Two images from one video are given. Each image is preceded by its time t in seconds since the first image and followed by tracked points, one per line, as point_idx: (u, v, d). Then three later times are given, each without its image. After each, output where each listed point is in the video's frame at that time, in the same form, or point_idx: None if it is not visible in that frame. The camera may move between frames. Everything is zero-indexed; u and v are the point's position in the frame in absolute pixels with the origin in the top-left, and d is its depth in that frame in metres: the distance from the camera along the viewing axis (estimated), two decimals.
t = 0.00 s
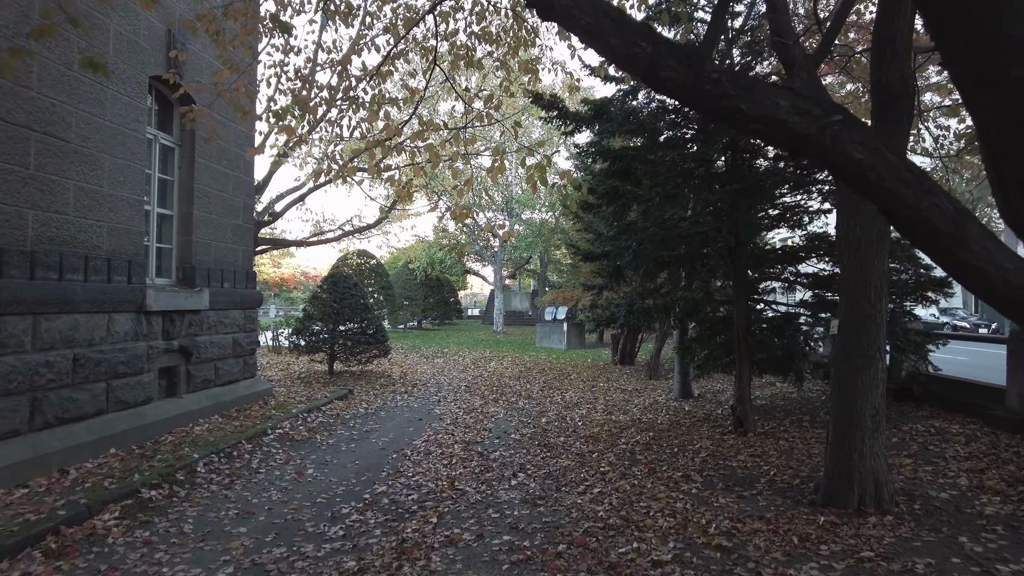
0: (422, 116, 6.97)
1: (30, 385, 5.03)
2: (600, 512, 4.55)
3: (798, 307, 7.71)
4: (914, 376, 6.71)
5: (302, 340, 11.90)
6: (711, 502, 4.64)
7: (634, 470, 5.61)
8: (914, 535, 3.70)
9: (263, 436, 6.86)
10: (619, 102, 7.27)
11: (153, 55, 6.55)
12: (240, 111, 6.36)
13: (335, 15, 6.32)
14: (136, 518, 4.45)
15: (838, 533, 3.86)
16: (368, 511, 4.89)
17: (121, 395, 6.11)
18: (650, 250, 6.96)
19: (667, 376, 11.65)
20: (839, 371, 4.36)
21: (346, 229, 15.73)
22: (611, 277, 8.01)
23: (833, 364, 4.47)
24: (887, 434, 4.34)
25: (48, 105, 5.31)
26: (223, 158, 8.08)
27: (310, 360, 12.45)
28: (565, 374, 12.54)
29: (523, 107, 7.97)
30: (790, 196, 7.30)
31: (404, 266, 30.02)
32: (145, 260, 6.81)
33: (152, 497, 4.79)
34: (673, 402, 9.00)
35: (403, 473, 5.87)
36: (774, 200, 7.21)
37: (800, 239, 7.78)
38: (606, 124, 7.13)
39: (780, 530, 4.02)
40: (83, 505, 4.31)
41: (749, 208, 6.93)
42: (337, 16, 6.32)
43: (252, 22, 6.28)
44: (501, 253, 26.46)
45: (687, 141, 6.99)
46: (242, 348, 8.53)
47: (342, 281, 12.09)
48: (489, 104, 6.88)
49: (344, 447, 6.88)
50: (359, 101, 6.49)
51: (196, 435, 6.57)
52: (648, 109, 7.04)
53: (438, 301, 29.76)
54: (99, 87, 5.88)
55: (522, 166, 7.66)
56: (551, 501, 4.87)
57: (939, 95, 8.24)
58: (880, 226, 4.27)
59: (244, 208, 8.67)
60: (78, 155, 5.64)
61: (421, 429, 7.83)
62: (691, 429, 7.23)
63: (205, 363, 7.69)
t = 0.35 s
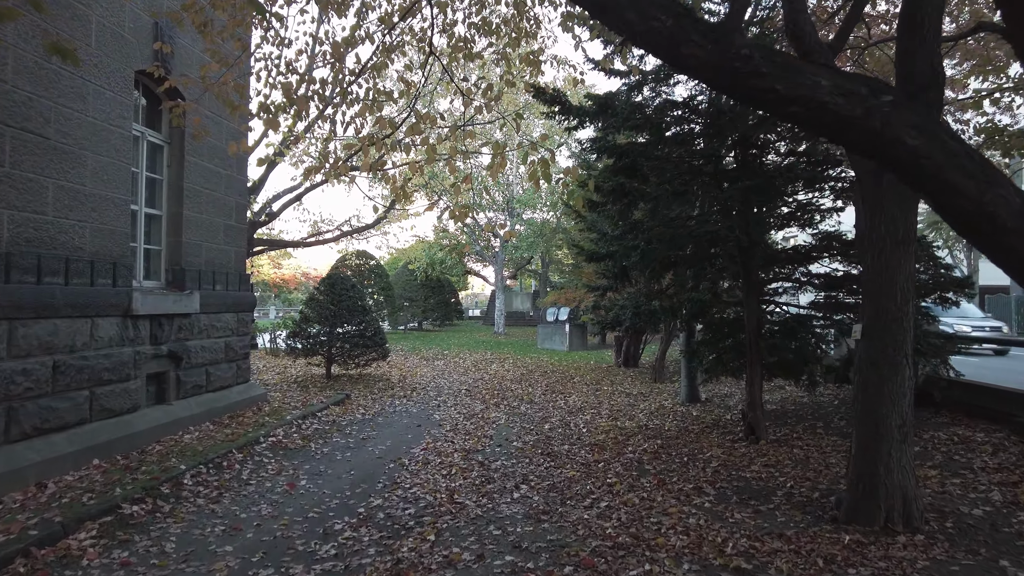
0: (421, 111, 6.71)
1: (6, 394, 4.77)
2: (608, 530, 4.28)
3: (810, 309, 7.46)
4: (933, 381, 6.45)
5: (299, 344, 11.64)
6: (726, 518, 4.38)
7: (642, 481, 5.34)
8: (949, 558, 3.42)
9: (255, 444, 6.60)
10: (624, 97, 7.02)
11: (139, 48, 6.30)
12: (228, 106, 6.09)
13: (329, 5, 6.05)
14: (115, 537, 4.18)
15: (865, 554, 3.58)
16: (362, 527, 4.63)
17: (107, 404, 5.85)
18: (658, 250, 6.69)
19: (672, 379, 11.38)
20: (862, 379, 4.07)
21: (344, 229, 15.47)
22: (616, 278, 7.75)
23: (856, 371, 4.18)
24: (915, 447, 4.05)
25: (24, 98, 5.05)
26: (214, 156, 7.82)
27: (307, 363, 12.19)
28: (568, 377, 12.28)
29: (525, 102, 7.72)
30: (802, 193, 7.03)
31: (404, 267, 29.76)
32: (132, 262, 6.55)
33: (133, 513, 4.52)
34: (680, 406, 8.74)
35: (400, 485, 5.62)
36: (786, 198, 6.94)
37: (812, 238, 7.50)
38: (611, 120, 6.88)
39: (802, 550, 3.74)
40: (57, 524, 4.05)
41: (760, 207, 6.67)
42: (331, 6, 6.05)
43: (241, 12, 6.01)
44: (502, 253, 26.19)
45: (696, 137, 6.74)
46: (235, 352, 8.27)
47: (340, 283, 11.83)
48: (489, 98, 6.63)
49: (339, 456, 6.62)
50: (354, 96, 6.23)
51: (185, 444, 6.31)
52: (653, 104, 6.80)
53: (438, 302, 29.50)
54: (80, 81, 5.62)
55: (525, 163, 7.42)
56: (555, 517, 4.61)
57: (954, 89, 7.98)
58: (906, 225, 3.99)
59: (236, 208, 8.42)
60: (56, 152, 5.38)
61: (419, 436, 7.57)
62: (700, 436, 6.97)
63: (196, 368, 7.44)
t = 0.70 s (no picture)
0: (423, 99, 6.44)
1: None
2: (624, 540, 4.01)
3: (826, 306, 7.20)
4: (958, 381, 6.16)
5: (297, 343, 11.35)
6: (749, 528, 4.09)
7: (656, 487, 5.06)
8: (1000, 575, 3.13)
9: (249, 447, 6.31)
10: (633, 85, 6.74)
11: (128, 32, 6.04)
12: (220, 92, 5.82)
13: None
14: (94, 548, 3.89)
15: (907, 569, 3.30)
16: (361, 536, 4.34)
17: (93, 405, 5.58)
18: (671, 245, 6.41)
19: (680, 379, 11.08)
20: (896, 380, 3.79)
21: (345, 227, 15.19)
22: (625, 275, 7.47)
23: (888, 371, 3.90)
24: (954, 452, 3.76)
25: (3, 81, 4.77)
26: (206, 146, 7.57)
27: (306, 363, 11.91)
28: (572, 377, 11.99)
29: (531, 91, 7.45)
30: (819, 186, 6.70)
31: (405, 266, 29.48)
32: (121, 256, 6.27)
33: (116, 521, 4.24)
34: (690, 408, 8.46)
35: (401, 491, 5.34)
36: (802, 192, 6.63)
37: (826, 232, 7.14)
38: (621, 109, 6.60)
39: (836, 564, 3.46)
40: (32, 534, 3.76)
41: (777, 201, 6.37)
42: None
43: None
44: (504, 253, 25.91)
45: (708, 128, 6.46)
46: (230, 351, 7.99)
47: (339, 281, 11.55)
48: (494, 86, 6.35)
49: (337, 460, 6.34)
50: (352, 82, 5.95)
51: (176, 447, 6.03)
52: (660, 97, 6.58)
53: (439, 302, 29.21)
54: (64, 65, 5.34)
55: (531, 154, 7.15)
56: (566, 526, 4.33)
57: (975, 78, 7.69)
58: (944, 214, 3.70)
59: (231, 201, 8.17)
60: (38, 139, 5.10)
61: (421, 439, 7.28)
62: (713, 438, 6.68)
63: (189, 367, 7.16)
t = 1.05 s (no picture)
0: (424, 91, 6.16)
1: None
2: (638, 563, 3.73)
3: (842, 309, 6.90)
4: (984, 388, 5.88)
5: (294, 345, 11.07)
6: (773, 549, 3.81)
7: (670, 502, 4.78)
8: None
9: (241, 456, 6.04)
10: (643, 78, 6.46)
11: (115, 20, 5.77)
12: (210, 84, 5.54)
13: None
14: (67, 571, 3.61)
15: None
16: (356, 557, 4.06)
17: (76, 412, 5.29)
18: (683, 245, 6.13)
19: (687, 383, 10.80)
20: (934, 392, 3.50)
21: (344, 226, 14.91)
22: (634, 276, 7.19)
23: (924, 382, 3.61)
24: (997, 470, 3.47)
25: None
26: (198, 141, 7.29)
27: (303, 365, 11.63)
28: (576, 380, 11.72)
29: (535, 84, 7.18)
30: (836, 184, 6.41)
31: (405, 266, 29.20)
32: (106, 256, 5.99)
33: (94, 541, 3.95)
34: (699, 414, 8.17)
35: (399, 505, 5.05)
36: (818, 190, 6.34)
37: (842, 232, 6.85)
38: (631, 104, 6.32)
39: None
40: None
41: (794, 199, 6.08)
42: None
43: None
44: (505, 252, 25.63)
45: (722, 123, 6.17)
46: (222, 354, 7.71)
47: (337, 281, 11.28)
48: (499, 78, 6.07)
49: (332, 470, 6.06)
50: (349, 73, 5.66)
51: (164, 456, 5.75)
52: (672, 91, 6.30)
53: (439, 302, 28.97)
54: (44, 55, 5.06)
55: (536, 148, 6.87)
56: (575, 546, 4.05)
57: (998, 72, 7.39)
58: (987, 213, 3.42)
59: (224, 199, 7.89)
60: (15, 132, 4.82)
61: (421, 447, 6.99)
62: (726, 447, 6.40)
63: (179, 371, 6.88)
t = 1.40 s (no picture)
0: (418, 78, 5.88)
1: None
2: None
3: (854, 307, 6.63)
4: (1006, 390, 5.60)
5: (287, 346, 10.78)
6: (793, 566, 3.53)
7: (679, 513, 4.51)
8: None
9: (227, 462, 5.76)
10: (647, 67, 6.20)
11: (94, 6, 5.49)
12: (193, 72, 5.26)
13: None
14: None
15: None
16: (342, 573, 3.78)
17: (51, 418, 5.02)
18: (691, 241, 5.85)
19: (691, 385, 10.52)
20: (970, 397, 3.22)
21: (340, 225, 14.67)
22: (638, 274, 6.91)
23: (958, 386, 3.33)
24: None
25: None
26: (185, 136, 7.02)
27: (296, 367, 11.35)
28: (577, 381, 11.45)
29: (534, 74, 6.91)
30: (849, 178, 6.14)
31: (404, 266, 28.95)
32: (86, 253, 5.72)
33: (60, 558, 3.68)
34: (705, 417, 7.90)
35: (391, 515, 4.78)
36: (830, 183, 6.07)
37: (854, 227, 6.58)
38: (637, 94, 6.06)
39: None
40: None
41: (806, 193, 5.81)
42: None
43: None
44: (505, 252, 25.39)
45: (732, 113, 5.89)
46: (211, 356, 7.43)
47: (332, 280, 11.01)
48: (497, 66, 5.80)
49: (322, 477, 5.79)
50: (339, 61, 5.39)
51: (145, 463, 5.48)
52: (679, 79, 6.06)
53: (438, 302, 28.72)
54: (16, 40, 4.79)
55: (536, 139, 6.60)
56: (579, 562, 3.77)
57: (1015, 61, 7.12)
58: None
59: (213, 196, 7.62)
60: None
61: (416, 453, 6.72)
62: (735, 453, 6.12)
63: (165, 374, 6.60)
